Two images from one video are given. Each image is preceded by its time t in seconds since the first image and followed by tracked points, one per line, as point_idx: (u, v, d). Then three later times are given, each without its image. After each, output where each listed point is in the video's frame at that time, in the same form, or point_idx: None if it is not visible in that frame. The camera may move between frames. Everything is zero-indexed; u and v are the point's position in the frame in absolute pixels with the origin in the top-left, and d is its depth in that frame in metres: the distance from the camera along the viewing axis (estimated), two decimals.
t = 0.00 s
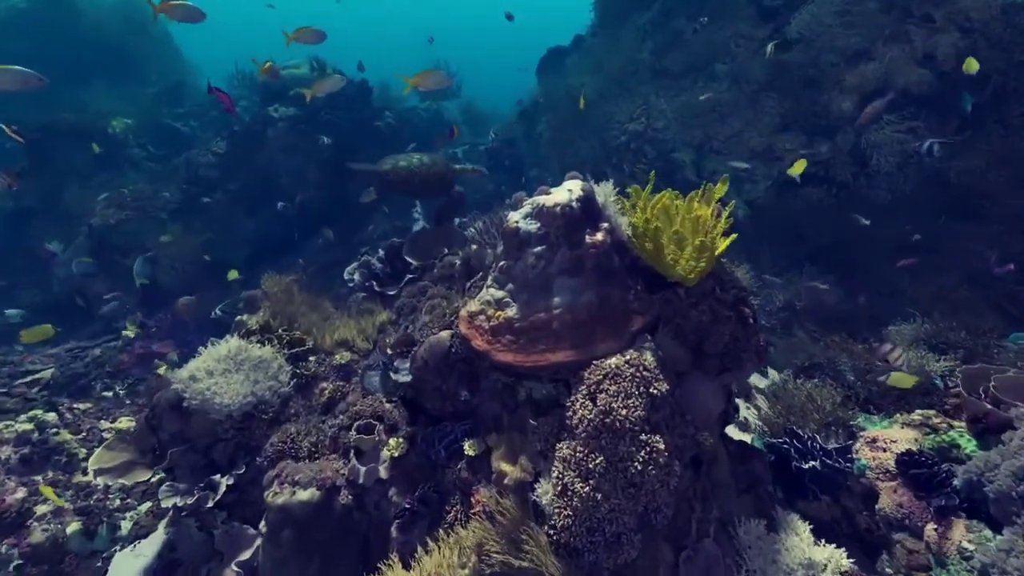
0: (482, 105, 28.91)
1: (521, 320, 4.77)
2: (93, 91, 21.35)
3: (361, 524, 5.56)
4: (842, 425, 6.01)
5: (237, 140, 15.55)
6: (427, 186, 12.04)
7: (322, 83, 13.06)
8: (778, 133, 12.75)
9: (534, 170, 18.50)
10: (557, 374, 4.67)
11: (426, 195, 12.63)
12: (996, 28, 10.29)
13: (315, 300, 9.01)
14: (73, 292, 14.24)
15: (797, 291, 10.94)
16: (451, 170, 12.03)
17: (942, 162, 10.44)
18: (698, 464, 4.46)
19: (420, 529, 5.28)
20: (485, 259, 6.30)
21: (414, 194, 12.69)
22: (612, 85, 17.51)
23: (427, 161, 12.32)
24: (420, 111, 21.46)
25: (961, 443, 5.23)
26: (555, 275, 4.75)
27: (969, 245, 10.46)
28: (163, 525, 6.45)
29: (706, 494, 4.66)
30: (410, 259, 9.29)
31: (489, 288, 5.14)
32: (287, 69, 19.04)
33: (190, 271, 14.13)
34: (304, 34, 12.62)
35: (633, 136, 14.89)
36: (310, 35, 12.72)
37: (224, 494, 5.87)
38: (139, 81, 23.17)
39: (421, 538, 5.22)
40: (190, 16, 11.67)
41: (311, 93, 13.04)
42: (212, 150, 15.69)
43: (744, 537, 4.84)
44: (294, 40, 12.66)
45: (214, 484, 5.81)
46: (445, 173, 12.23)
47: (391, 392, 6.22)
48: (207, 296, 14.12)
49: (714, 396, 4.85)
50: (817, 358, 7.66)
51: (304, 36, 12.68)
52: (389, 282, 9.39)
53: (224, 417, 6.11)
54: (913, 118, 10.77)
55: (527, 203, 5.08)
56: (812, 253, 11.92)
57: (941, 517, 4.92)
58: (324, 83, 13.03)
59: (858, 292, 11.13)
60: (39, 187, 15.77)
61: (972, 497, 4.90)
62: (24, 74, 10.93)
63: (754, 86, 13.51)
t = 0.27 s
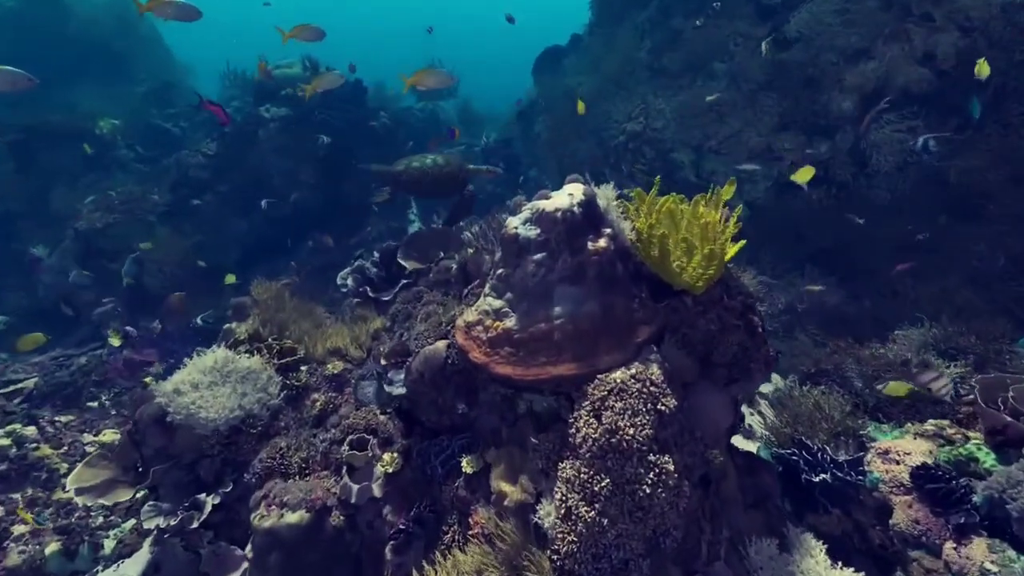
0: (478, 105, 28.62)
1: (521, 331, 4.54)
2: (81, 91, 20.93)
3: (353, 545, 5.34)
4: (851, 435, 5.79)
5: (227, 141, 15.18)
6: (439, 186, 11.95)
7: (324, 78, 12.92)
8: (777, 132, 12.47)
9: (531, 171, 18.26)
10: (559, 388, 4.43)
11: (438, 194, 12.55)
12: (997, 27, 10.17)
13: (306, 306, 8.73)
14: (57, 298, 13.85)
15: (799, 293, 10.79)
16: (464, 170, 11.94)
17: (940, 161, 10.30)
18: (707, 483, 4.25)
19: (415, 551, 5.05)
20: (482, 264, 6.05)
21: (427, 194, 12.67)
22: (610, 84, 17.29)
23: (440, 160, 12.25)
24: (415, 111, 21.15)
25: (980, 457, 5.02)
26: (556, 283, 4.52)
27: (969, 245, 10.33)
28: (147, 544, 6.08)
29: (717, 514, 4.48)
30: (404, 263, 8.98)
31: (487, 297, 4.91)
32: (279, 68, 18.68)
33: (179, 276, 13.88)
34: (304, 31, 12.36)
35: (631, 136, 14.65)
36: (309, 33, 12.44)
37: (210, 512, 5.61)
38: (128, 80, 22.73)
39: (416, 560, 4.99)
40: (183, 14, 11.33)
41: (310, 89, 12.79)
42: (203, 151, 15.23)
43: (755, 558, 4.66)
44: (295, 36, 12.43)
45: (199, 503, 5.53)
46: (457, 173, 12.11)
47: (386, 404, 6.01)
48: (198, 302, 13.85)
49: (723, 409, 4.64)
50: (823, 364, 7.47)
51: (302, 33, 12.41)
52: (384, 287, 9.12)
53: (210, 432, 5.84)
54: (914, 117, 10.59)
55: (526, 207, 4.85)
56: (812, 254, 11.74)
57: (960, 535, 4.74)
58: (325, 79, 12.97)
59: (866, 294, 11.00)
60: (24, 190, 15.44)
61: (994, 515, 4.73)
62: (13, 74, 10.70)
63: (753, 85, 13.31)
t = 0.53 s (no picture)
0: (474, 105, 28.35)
1: (521, 342, 4.32)
2: (70, 92, 20.54)
3: (347, 566, 5.12)
4: (861, 444, 5.63)
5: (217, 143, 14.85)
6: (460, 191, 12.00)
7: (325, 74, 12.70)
8: (776, 132, 12.24)
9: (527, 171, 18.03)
10: (562, 402, 4.22)
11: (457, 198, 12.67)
12: (997, 25, 10.03)
13: (298, 313, 8.47)
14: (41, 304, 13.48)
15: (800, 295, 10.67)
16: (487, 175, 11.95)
17: (939, 159, 10.04)
18: (717, 501, 4.10)
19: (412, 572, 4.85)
20: (480, 270, 5.83)
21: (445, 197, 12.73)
22: (607, 84, 17.10)
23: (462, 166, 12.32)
24: (410, 112, 20.87)
25: (999, 468, 4.70)
26: (558, 292, 4.31)
27: (968, 245, 10.08)
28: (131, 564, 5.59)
29: (727, 532, 4.34)
30: (399, 267, 8.71)
31: (485, 306, 4.69)
32: (272, 68, 18.35)
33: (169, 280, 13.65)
34: (304, 29, 12.08)
35: (629, 136, 14.46)
36: (309, 30, 12.14)
37: (197, 531, 5.37)
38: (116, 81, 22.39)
39: None
40: (180, 12, 11.01)
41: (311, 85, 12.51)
42: (193, 152, 14.90)
43: None
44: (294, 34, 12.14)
45: (184, 523, 5.32)
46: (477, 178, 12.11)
47: (380, 415, 5.80)
48: (188, 307, 13.56)
49: (733, 422, 4.44)
50: (830, 370, 7.29)
51: (303, 31, 12.12)
52: (378, 292, 8.88)
53: (195, 447, 5.60)
54: (912, 116, 10.41)
55: (525, 212, 4.63)
56: (814, 254, 11.59)
57: (980, 553, 4.38)
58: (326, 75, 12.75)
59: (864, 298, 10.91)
60: (8, 193, 15.06)
61: (1016, 532, 4.37)
62: (2, 75, 10.47)
63: (752, 84, 13.13)
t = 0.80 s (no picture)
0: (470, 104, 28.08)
1: (522, 354, 4.12)
2: (57, 92, 20.11)
3: None
4: (871, 452, 5.41)
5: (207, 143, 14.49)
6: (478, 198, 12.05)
7: (327, 71, 12.48)
8: (776, 131, 12.11)
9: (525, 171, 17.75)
10: (565, 416, 4.02)
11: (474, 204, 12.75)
12: (996, 23, 9.93)
13: (291, 319, 8.23)
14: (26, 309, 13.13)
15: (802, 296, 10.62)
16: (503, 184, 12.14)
17: (937, 159, 9.95)
18: (727, 519, 3.94)
19: None
20: (477, 276, 5.62)
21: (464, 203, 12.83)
22: (605, 83, 16.91)
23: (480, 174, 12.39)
24: (405, 112, 20.59)
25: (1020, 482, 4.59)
26: (560, 301, 4.11)
27: (970, 245, 9.95)
28: None
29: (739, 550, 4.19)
30: (394, 271, 8.46)
31: (483, 314, 4.48)
32: (264, 67, 18.04)
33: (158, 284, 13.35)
34: (302, 26, 11.80)
35: (628, 136, 14.26)
36: (310, 27, 11.86)
37: (183, 551, 5.14)
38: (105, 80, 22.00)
39: None
40: (179, 10, 10.70)
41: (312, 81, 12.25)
42: (182, 153, 14.58)
43: None
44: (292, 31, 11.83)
45: (168, 544, 5.10)
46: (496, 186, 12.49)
47: (375, 427, 5.58)
48: (177, 312, 13.25)
49: (743, 435, 4.25)
50: (836, 374, 7.13)
51: (303, 27, 11.85)
52: (373, 297, 8.63)
53: (180, 463, 5.35)
54: (910, 116, 10.29)
55: (525, 216, 4.42)
56: (817, 255, 11.46)
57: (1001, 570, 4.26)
58: (328, 71, 12.54)
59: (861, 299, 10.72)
60: None
61: None
62: None
63: (751, 83, 12.98)
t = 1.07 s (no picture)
0: (466, 104, 27.84)
1: (523, 365, 3.92)
2: (44, 92, 19.71)
3: None
4: (882, 461, 5.31)
5: (198, 143, 14.16)
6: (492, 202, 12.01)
7: (328, 67, 12.19)
8: (774, 131, 11.94)
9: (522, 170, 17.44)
10: (569, 429, 3.84)
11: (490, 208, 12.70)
12: (995, 22, 9.85)
13: (283, 325, 8.00)
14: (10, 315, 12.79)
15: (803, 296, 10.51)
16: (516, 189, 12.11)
17: (937, 158, 9.85)
18: (738, 536, 3.77)
19: None
20: (476, 281, 5.42)
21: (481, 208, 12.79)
22: (602, 83, 16.76)
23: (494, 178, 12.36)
24: (400, 112, 20.32)
25: None
26: (563, 308, 3.92)
27: (972, 245, 9.85)
28: None
29: (750, 567, 4.02)
30: (390, 275, 8.24)
31: (483, 322, 4.29)
32: (256, 66, 17.75)
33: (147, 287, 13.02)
34: (303, 23, 11.54)
35: (626, 136, 14.09)
36: (311, 24, 11.61)
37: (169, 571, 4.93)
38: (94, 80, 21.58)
39: None
40: (175, 7, 10.39)
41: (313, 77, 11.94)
42: (172, 154, 14.28)
43: None
44: (292, 29, 11.56)
45: (153, 565, 4.88)
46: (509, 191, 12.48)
47: (370, 438, 5.38)
48: (167, 316, 12.97)
49: (755, 447, 4.07)
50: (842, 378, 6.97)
51: (303, 25, 11.59)
52: (368, 302, 8.41)
53: (166, 479, 5.14)
54: (909, 115, 10.18)
55: (526, 219, 4.23)
56: (817, 256, 11.13)
57: None
58: (329, 68, 12.20)
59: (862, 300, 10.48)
60: None
61: None
62: None
63: (750, 83, 12.85)
